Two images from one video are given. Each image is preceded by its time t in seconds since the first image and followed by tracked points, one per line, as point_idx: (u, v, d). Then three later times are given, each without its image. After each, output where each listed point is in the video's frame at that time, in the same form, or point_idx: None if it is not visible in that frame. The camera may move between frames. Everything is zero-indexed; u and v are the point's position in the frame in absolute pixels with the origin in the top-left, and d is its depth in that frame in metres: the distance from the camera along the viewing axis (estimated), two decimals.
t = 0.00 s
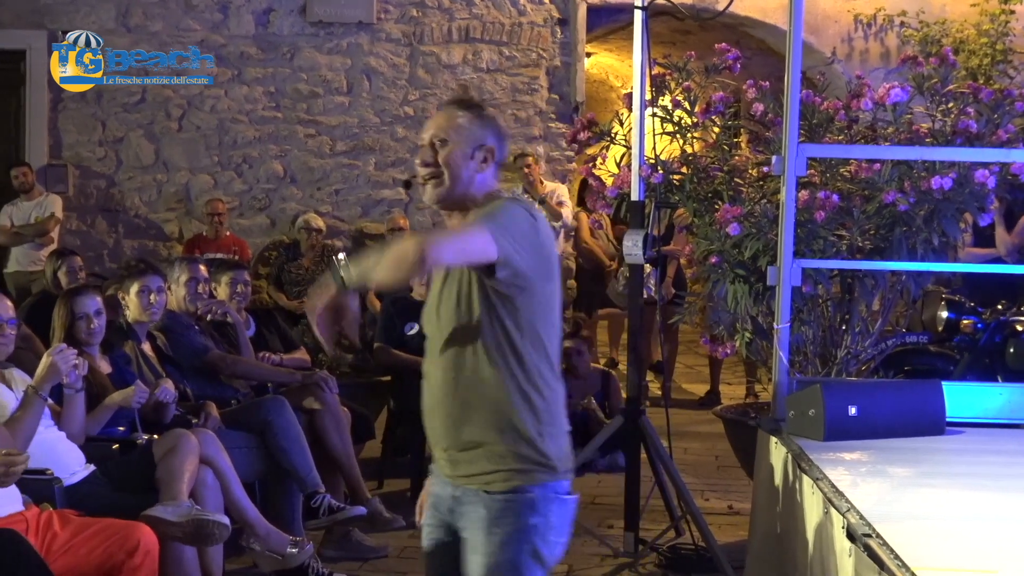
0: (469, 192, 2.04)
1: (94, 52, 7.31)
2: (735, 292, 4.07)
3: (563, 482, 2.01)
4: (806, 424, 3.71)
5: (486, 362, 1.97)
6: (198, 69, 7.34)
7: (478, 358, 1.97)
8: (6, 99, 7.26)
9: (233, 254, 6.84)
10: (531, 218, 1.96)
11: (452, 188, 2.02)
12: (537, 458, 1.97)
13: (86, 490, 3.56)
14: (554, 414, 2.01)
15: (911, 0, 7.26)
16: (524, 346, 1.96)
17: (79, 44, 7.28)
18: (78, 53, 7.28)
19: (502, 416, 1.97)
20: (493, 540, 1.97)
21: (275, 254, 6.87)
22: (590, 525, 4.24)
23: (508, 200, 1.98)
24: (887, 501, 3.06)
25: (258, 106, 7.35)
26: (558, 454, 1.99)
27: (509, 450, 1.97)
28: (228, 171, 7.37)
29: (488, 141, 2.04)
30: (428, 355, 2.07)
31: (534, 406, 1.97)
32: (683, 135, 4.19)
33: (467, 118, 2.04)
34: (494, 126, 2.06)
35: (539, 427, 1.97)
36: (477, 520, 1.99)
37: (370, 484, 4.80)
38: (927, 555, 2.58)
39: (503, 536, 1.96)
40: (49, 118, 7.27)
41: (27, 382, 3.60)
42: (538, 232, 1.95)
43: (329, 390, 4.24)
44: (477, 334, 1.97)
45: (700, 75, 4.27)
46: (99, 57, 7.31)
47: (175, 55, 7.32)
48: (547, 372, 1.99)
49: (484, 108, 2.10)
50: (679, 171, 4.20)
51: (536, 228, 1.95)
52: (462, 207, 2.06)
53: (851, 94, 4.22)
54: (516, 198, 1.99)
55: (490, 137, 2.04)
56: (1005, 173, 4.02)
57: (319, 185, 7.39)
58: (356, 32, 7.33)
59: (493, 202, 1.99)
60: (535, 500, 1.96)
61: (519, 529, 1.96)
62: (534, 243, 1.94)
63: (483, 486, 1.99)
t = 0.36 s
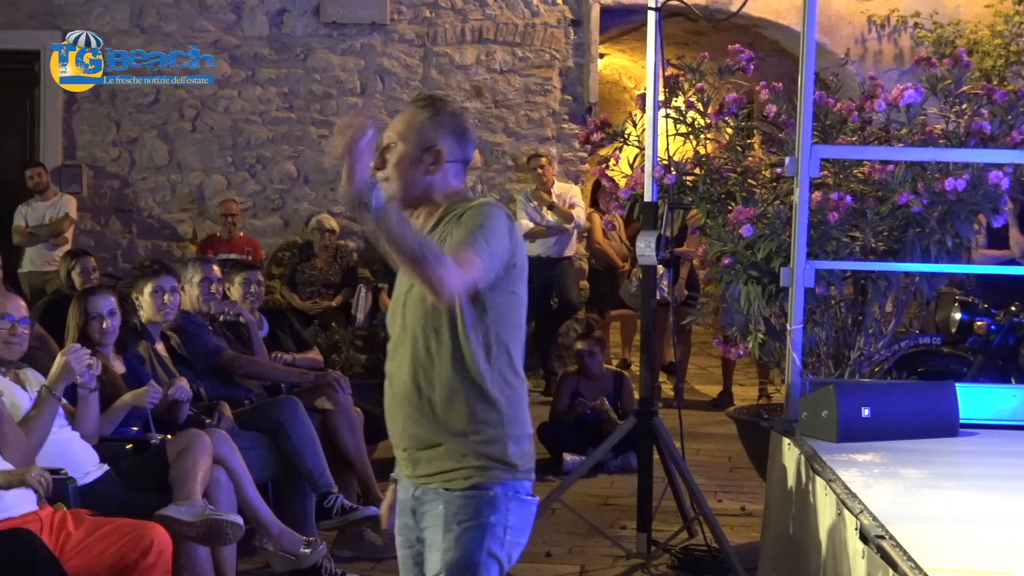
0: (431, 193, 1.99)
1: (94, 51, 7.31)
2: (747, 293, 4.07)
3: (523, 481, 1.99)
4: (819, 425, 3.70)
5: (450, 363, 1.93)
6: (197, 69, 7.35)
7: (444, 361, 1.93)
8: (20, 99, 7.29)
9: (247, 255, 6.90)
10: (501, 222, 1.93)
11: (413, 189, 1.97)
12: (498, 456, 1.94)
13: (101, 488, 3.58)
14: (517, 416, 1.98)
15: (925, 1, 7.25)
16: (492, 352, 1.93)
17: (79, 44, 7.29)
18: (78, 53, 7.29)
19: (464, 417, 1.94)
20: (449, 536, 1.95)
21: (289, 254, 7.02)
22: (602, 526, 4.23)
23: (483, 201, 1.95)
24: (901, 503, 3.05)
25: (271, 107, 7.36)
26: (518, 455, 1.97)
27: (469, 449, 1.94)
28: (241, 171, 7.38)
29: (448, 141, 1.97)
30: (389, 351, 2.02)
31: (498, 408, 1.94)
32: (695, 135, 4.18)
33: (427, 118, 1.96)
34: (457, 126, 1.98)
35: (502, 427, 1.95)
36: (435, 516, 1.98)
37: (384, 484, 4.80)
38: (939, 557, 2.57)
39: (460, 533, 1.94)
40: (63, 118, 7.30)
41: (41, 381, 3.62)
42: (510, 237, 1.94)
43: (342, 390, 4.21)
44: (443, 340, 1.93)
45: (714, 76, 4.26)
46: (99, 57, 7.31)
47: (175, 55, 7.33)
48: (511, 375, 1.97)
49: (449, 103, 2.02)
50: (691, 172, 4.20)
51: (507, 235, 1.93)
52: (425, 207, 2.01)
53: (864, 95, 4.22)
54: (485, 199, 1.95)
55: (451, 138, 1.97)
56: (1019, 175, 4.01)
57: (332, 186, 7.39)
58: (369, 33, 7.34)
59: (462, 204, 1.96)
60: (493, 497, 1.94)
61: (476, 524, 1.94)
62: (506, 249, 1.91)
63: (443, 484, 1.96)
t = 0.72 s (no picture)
0: (410, 195, 2.03)
1: (93, 52, 7.31)
2: (772, 295, 4.06)
3: (491, 502, 1.97)
4: (843, 427, 3.72)
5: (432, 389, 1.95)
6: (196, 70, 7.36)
7: (426, 383, 1.95)
8: (43, 102, 7.26)
9: (270, 256, 6.90)
10: (493, 247, 1.91)
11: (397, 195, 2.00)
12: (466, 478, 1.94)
13: (125, 489, 3.58)
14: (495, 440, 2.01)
15: (949, 4, 7.24)
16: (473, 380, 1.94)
17: (79, 44, 7.26)
18: (78, 53, 7.25)
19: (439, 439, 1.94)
20: (409, 552, 1.94)
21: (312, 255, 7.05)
22: (626, 527, 4.22)
23: (473, 221, 1.93)
24: (927, 505, 3.05)
25: (294, 109, 7.37)
26: (489, 477, 1.96)
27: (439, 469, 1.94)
28: (265, 172, 7.39)
29: (429, 147, 2.00)
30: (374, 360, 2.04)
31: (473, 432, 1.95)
32: (719, 137, 4.17)
33: (410, 124, 2.00)
34: (441, 131, 2.00)
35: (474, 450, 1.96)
36: (398, 530, 1.97)
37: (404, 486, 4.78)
38: (965, 559, 2.58)
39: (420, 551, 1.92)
40: (87, 120, 7.33)
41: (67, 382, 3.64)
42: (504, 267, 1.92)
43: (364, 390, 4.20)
44: (429, 365, 1.94)
45: (737, 78, 4.28)
46: (99, 57, 7.31)
47: (175, 55, 7.34)
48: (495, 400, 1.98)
49: (446, 110, 2.03)
50: (715, 174, 4.19)
51: (500, 262, 1.91)
52: (409, 212, 2.05)
53: (887, 97, 4.19)
54: (475, 219, 1.93)
55: (429, 143, 2.00)
56: None
57: (355, 187, 7.39)
58: (392, 34, 7.35)
59: (451, 221, 1.96)
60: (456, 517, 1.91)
61: (436, 544, 1.90)
62: (498, 281, 1.89)
63: (408, 500, 1.95)
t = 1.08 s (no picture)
0: (410, 198, 1.92)
1: (93, 51, 7.25)
2: (813, 298, 4.05)
3: (493, 513, 1.87)
4: (885, 431, 3.68)
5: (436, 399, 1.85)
6: (196, 70, 7.38)
7: (426, 393, 1.86)
8: (88, 109, 7.26)
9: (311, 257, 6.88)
10: (496, 253, 1.80)
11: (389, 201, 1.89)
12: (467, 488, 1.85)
13: (166, 487, 3.58)
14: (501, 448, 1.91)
15: (993, 5, 7.19)
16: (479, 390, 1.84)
17: (79, 44, 7.21)
18: (78, 53, 7.19)
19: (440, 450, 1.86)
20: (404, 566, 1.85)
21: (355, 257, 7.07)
22: (665, 530, 4.21)
23: (477, 226, 1.82)
24: (970, 509, 3.01)
25: (336, 110, 7.38)
26: (492, 488, 1.86)
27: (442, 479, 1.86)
28: (306, 174, 7.40)
29: (424, 149, 1.88)
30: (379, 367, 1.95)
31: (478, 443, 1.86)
32: (761, 139, 4.18)
33: (405, 125, 1.88)
34: (438, 131, 1.88)
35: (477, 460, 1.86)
36: (398, 540, 1.91)
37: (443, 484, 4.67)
38: (1009, 564, 2.54)
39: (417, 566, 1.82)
40: (130, 120, 7.35)
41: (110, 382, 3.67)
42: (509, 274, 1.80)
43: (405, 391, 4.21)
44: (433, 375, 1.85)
45: (779, 80, 4.33)
46: (99, 57, 7.26)
47: (175, 55, 7.36)
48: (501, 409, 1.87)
49: (446, 106, 1.90)
50: (757, 176, 4.20)
51: (504, 269, 1.80)
52: (411, 214, 1.94)
53: (932, 99, 4.18)
54: (477, 226, 1.82)
55: (425, 144, 1.87)
56: None
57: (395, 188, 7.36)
58: (433, 36, 7.33)
59: (453, 225, 1.84)
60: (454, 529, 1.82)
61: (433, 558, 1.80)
62: (503, 291, 1.78)
63: (407, 511, 1.89)
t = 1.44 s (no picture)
0: (384, 202, 1.93)
1: (93, 52, 7.11)
2: (847, 299, 4.03)
3: (485, 517, 1.88)
4: (919, 433, 3.65)
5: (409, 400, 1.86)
6: (196, 70, 7.28)
7: (401, 396, 1.87)
8: (120, 111, 7.21)
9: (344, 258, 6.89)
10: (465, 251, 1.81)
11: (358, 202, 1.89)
12: (451, 492, 1.85)
13: (200, 488, 3.58)
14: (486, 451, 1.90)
15: None
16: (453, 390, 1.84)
17: (79, 44, 7.09)
18: (78, 53, 7.07)
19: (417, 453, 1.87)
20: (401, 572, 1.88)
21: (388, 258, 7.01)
22: (697, 532, 4.21)
23: (447, 226, 1.83)
24: (1003, 513, 2.98)
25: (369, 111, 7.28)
26: (479, 491, 1.87)
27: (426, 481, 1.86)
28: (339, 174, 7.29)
29: (396, 153, 1.89)
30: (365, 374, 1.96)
31: (457, 445, 1.86)
32: (794, 140, 4.17)
33: (378, 129, 1.90)
34: (409, 135, 1.88)
35: (459, 463, 1.86)
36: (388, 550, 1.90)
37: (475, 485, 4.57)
38: None
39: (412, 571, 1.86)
40: (164, 121, 7.27)
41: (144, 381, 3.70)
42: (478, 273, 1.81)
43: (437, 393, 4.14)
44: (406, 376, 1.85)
45: (813, 81, 4.31)
46: (99, 57, 7.11)
47: (175, 55, 7.23)
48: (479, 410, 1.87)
49: (419, 110, 1.91)
50: (790, 178, 4.18)
51: (472, 268, 1.81)
52: (387, 220, 1.94)
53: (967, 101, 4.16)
54: (449, 227, 1.84)
55: (395, 148, 1.89)
56: None
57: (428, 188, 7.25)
58: (466, 37, 7.24)
59: (425, 226, 1.86)
60: (444, 534, 1.85)
61: (427, 563, 1.85)
62: (468, 288, 1.79)
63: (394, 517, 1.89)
